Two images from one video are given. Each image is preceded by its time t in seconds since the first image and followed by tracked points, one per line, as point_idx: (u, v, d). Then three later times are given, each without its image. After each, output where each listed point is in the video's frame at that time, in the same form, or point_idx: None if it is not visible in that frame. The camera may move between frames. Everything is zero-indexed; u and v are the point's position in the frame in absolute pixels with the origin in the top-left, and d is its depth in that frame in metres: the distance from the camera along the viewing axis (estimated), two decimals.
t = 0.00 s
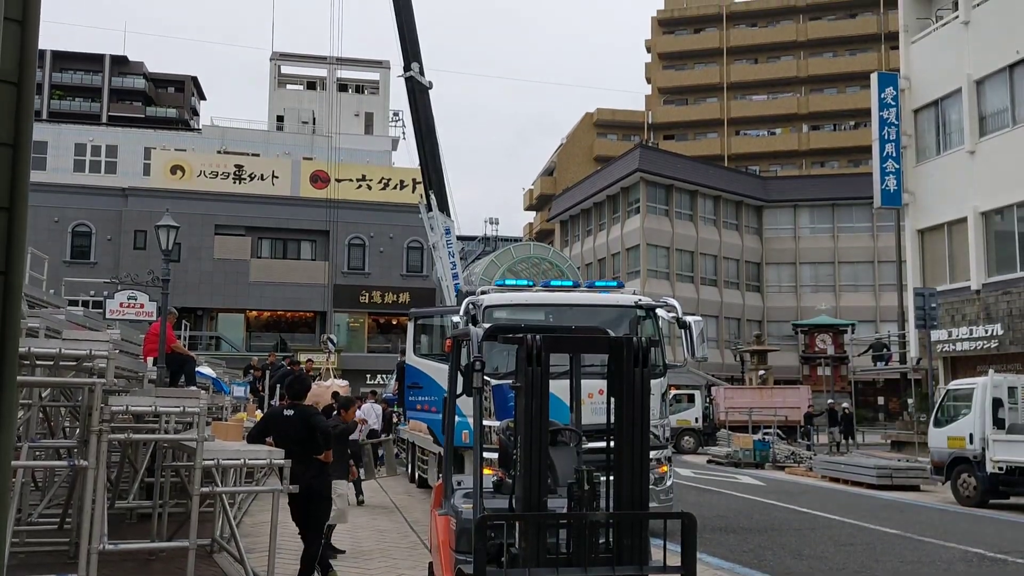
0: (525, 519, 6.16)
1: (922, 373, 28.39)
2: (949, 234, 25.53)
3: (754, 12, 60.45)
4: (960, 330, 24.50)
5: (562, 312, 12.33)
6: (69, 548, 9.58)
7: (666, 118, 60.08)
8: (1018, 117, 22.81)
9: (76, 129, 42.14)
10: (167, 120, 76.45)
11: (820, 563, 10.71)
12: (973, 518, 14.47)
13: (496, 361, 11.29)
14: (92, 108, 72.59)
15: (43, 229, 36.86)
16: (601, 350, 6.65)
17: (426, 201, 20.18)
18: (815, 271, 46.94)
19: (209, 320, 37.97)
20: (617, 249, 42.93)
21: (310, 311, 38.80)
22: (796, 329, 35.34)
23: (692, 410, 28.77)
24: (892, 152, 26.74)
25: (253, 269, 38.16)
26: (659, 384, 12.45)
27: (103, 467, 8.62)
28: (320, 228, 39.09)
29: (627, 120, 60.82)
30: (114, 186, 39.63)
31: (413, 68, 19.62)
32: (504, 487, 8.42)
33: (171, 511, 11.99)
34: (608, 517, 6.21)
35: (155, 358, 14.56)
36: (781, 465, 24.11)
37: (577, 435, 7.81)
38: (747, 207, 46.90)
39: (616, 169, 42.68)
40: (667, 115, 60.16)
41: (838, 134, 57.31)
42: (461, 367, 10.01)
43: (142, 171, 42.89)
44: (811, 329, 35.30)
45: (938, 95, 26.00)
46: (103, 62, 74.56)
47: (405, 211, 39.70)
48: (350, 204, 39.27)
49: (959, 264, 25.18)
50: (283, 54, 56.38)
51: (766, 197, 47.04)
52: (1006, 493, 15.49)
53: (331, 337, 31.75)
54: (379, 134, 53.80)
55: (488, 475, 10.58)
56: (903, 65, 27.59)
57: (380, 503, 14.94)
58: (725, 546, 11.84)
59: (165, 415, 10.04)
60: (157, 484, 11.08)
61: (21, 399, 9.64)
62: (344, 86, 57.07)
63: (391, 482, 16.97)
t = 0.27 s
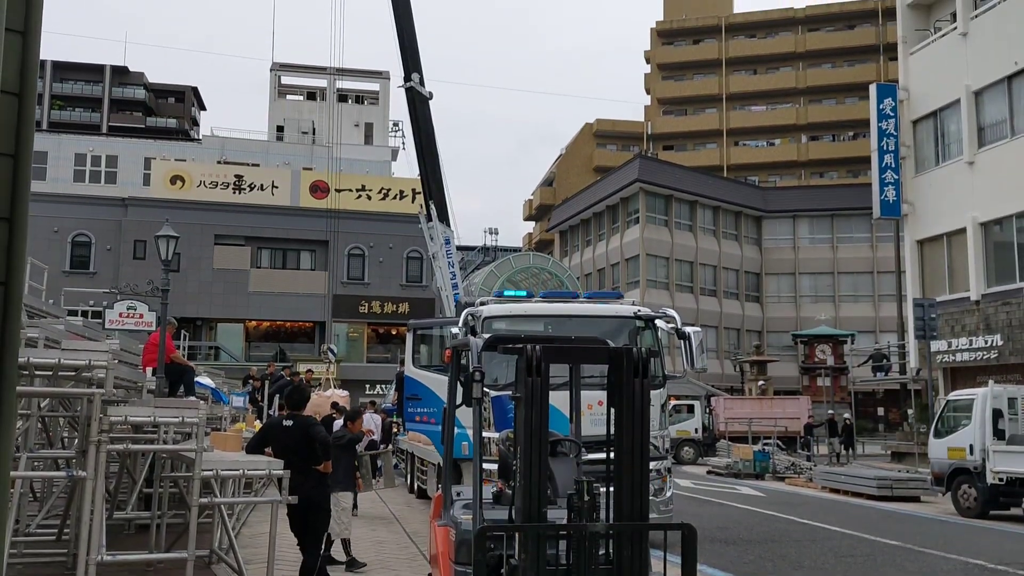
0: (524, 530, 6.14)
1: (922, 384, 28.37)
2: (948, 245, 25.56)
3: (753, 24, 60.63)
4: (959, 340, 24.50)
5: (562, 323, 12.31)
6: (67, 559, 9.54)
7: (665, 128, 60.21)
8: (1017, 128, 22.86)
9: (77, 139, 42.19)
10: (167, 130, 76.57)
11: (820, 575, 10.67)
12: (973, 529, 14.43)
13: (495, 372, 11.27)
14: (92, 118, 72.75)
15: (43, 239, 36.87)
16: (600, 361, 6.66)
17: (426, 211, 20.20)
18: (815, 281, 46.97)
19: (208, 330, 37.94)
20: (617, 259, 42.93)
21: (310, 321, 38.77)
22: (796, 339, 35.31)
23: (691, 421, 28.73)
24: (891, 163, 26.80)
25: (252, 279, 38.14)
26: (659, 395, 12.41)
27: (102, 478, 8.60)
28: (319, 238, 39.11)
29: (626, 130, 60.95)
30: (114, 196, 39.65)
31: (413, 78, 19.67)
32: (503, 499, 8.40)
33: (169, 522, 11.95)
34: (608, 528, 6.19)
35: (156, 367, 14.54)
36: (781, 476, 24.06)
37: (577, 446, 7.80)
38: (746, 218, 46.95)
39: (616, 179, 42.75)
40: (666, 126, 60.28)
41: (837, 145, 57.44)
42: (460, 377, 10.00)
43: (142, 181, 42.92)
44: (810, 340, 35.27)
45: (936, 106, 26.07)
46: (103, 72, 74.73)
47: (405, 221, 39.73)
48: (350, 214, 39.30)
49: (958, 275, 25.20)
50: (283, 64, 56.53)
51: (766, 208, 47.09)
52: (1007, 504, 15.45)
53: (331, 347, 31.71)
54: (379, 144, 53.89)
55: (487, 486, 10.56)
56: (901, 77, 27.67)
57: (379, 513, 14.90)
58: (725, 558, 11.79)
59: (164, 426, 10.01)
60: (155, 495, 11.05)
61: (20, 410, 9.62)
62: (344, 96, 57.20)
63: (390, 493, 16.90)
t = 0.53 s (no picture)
0: (524, 542, 6.12)
1: (922, 395, 28.35)
2: (947, 255, 25.60)
3: (752, 35, 60.83)
4: (959, 351, 24.52)
5: (562, 332, 12.31)
6: (65, 570, 9.51)
7: (665, 139, 60.36)
8: (1016, 140, 22.94)
9: (77, 149, 42.25)
10: (168, 141, 76.74)
11: None
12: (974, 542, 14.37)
13: (495, 382, 11.25)
14: (93, 129, 72.96)
15: (43, 248, 36.91)
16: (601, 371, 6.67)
17: (427, 221, 20.21)
18: (814, 292, 47.00)
19: (208, 340, 37.90)
20: (617, 269, 42.94)
21: (309, 331, 38.73)
22: (795, 350, 35.31)
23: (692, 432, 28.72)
24: (890, 174, 26.88)
25: (252, 289, 38.13)
26: (659, 406, 12.39)
27: (100, 489, 8.59)
28: (319, 248, 39.14)
29: (625, 141, 61.10)
30: (114, 206, 39.69)
31: (415, 89, 19.71)
32: (502, 510, 8.37)
33: (167, 533, 11.91)
34: (608, 540, 6.17)
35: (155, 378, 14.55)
36: (781, 487, 24.01)
37: (577, 457, 7.79)
38: (746, 228, 47.02)
39: (615, 190, 42.82)
40: (666, 137, 60.41)
41: (836, 156, 57.57)
42: (460, 387, 9.99)
43: (142, 191, 42.96)
44: (811, 350, 35.24)
45: (935, 118, 26.15)
46: (104, 83, 74.96)
47: (405, 231, 39.76)
48: (350, 224, 39.34)
49: (958, 286, 25.22)
50: (283, 75, 56.72)
51: (765, 219, 47.17)
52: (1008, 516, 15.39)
53: (331, 357, 31.69)
54: (379, 154, 53.99)
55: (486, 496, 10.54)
56: (899, 88, 27.78)
57: (377, 523, 14.85)
58: (725, 569, 11.75)
59: (163, 436, 10.01)
60: (154, 505, 11.02)
61: (19, 420, 9.61)
62: (344, 107, 57.36)
63: (389, 504, 16.84)
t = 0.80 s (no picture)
0: (524, 551, 6.11)
1: (923, 404, 28.31)
2: (946, 264, 25.62)
3: (751, 44, 60.98)
4: (959, 360, 24.50)
5: (562, 341, 12.29)
6: None
7: (664, 147, 60.45)
8: (1015, 149, 22.97)
9: (77, 158, 42.30)
10: (168, 149, 76.79)
11: None
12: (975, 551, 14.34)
13: (494, 391, 11.22)
14: (93, 137, 73.04)
15: (43, 256, 36.95)
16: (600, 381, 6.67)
17: (427, 230, 20.22)
18: (814, 301, 46.99)
19: (208, 348, 37.91)
20: (616, 277, 42.94)
21: (309, 339, 38.71)
22: (795, 359, 35.25)
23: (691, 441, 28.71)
24: (889, 183, 26.95)
25: (252, 297, 38.13)
26: (659, 414, 12.36)
27: (99, 498, 8.59)
28: (319, 256, 39.15)
29: (625, 150, 61.20)
30: (114, 214, 39.73)
31: (415, 97, 19.76)
32: (501, 519, 8.35)
33: (166, 542, 11.90)
34: (608, 549, 6.16)
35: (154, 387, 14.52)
36: (781, 497, 23.97)
37: (576, 466, 7.78)
38: (745, 237, 47.04)
39: (615, 198, 42.86)
40: (665, 145, 60.50)
41: (835, 165, 57.65)
42: (460, 396, 9.97)
43: (143, 200, 43.01)
44: (810, 359, 35.20)
45: (934, 127, 26.21)
46: (105, 91, 75.10)
47: (405, 240, 39.79)
48: (350, 232, 39.36)
49: (957, 295, 25.23)
50: (283, 84, 56.84)
51: (765, 227, 47.18)
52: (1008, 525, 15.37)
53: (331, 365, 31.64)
54: (379, 163, 54.05)
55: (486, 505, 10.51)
56: (899, 97, 27.85)
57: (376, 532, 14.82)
58: None
59: (162, 445, 10.00)
60: (153, 514, 11.01)
61: (18, 428, 9.61)
62: (344, 116, 57.45)
63: (389, 512, 16.82)
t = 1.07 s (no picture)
0: (524, 560, 6.10)
1: (922, 413, 28.29)
2: (945, 272, 25.66)
3: (750, 53, 61.13)
4: (959, 368, 24.50)
5: (561, 349, 12.30)
6: None
7: (664, 156, 60.55)
8: (1014, 157, 23.02)
9: (77, 166, 42.34)
10: (168, 157, 76.88)
11: None
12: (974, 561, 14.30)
13: (494, 400, 11.22)
14: (93, 145, 73.17)
15: (43, 264, 36.97)
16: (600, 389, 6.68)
17: (426, 238, 20.23)
18: (813, 309, 47.00)
19: (207, 356, 37.89)
20: (616, 285, 42.95)
21: (308, 347, 38.68)
22: (794, 367, 35.22)
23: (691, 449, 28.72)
24: (888, 192, 27.01)
25: (251, 305, 38.12)
26: (658, 423, 12.34)
27: (98, 506, 8.59)
28: (318, 264, 39.17)
29: (624, 158, 61.32)
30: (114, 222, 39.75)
31: (415, 106, 19.81)
32: (501, 528, 8.34)
33: (164, 550, 11.88)
34: (607, 558, 6.15)
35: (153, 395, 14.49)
36: (781, 505, 23.94)
37: (576, 475, 7.78)
38: (745, 245, 47.07)
39: (615, 207, 42.91)
40: (665, 154, 60.61)
41: (834, 173, 57.76)
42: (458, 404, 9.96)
43: (143, 208, 43.05)
44: (810, 367, 35.15)
45: (932, 136, 26.28)
46: (105, 99, 75.26)
47: (404, 248, 39.82)
48: (350, 240, 39.39)
49: (956, 303, 25.24)
50: (283, 92, 56.97)
51: (764, 235, 47.23)
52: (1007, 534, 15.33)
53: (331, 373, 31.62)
54: (378, 171, 54.13)
55: (485, 514, 10.49)
56: (898, 105, 27.92)
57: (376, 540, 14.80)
58: None
59: (162, 453, 10.00)
60: (151, 522, 11.00)
61: (17, 437, 9.60)
62: (344, 124, 57.54)
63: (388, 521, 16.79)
